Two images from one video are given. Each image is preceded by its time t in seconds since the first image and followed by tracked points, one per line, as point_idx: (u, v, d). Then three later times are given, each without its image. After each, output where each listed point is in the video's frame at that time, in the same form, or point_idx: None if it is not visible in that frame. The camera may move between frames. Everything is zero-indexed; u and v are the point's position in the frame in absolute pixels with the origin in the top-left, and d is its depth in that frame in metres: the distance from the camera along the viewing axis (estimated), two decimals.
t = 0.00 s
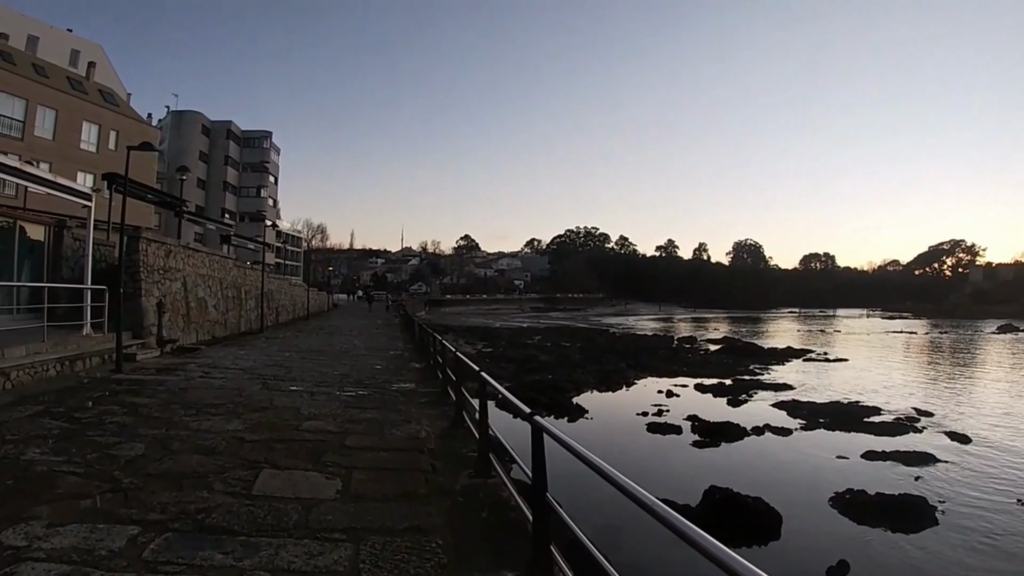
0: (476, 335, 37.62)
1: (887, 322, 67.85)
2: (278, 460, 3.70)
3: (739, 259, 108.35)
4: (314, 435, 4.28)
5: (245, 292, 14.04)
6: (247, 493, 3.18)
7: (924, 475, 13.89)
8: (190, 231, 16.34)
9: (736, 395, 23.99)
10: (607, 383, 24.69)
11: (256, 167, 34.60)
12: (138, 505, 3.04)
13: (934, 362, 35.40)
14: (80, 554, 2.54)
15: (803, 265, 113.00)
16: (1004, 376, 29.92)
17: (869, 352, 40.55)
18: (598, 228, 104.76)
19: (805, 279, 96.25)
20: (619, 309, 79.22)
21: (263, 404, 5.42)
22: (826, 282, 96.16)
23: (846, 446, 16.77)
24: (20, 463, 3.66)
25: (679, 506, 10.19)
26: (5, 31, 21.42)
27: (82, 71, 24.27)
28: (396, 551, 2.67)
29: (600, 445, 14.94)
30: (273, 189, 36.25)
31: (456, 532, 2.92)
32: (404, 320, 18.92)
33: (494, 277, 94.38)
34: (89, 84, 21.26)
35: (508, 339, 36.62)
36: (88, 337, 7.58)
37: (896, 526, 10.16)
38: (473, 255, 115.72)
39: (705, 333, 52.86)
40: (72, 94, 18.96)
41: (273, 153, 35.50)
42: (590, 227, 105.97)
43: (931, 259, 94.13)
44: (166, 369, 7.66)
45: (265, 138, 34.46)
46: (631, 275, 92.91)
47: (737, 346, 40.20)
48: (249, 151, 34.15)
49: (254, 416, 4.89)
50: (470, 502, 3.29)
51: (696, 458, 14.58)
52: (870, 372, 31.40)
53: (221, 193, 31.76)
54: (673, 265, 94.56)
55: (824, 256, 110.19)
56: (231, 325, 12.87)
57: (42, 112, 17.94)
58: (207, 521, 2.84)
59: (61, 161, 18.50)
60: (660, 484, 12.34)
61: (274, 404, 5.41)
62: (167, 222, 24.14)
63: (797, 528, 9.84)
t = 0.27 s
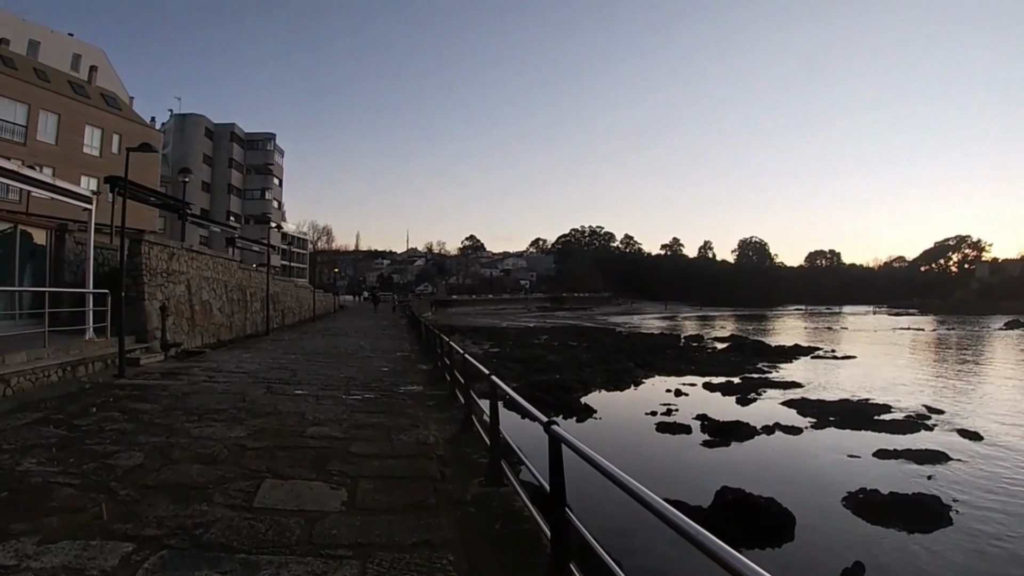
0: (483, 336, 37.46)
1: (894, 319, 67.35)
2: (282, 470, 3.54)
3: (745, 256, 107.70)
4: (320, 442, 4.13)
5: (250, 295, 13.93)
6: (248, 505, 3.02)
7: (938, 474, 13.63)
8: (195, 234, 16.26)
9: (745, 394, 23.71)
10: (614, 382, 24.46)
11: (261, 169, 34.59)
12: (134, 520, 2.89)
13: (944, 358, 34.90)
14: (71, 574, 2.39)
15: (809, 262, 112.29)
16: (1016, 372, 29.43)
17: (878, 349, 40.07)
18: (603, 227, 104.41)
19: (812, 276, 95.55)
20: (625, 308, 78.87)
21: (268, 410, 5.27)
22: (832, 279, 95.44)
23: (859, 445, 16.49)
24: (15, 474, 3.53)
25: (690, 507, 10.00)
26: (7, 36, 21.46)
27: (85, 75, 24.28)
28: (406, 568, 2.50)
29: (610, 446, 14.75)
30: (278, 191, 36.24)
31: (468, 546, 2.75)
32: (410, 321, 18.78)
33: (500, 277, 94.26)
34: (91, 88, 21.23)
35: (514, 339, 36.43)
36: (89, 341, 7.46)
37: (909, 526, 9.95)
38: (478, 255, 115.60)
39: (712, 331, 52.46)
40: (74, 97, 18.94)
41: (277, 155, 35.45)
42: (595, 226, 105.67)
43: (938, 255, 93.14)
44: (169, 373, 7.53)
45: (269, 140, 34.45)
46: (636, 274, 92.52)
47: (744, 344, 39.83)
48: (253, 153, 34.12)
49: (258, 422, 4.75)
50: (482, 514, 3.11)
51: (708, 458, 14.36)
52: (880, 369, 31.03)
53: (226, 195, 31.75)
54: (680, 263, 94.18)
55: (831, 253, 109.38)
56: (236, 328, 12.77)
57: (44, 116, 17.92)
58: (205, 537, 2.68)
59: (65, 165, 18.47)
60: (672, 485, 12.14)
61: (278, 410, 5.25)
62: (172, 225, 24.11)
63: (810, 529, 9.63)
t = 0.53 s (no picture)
0: (487, 336, 37.34)
1: (900, 316, 66.93)
2: (284, 480, 3.40)
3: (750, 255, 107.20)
4: (323, 450, 3.99)
5: (254, 297, 13.82)
6: (248, 520, 2.88)
7: (948, 474, 13.43)
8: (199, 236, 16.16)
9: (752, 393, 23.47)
10: (620, 382, 24.26)
11: (264, 170, 34.53)
12: (128, 536, 2.75)
13: (952, 356, 34.54)
14: None
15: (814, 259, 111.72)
16: None
17: (885, 347, 39.73)
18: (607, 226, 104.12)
19: (817, 274, 95.02)
20: (629, 307, 78.61)
21: (271, 416, 5.14)
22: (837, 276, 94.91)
23: (869, 444, 16.28)
24: (8, 485, 3.41)
25: (699, 508, 9.84)
26: (9, 40, 21.47)
27: (88, 78, 24.27)
28: None
29: (617, 446, 14.57)
30: (281, 193, 36.18)
31: (479, 562, 2.60)
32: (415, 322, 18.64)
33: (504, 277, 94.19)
34: (94, 91, 21.21)
35: (519, 339, 36.26)
36: (91, 345, 7.36)
37: (920, 526, 9.79)
38: (482, 255, 115.50)
39: (716, 330, 52.17)
40: (76, 100, 18.89)
41: (281, 156, 35.40)
42: (599, 226, 105.43)
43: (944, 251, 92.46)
44: (172, 377, 7.42)
45: (273, 142, 34.40)
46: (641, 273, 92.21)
47: (750, 343, 39.55)
48: (256, 154, 34.08)
49: (260, 429, 4.62)
50: (493, 527, 2.96)
51: (717, 458, 14.17)
52: (887, 367, 30.75)
53: (229, 197, 31.70)
54: (684, 262, 93.84)
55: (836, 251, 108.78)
56: (239, 330, 12.65)
57: (46, 119, 17.88)
58: (201, 556, 2.53)
59: (68, 168, 18.42)
60: (681, 486, 11.97)
61: (281, 416, 5.12)
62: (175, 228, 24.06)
63: (821, 531, 9.45)
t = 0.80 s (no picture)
0: (489, 337, 37.16)
1: (902, 315, 66.70)
2: (283, 491, 3.22)
3: (751, 254, 107.08)
4: (324, 457, 3.81)
5: (254, 298, 13.66)
6: (245, 534, 2.70)
7: (957, 474, 13.25)
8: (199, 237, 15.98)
9: (756, 393, 23.29)
10: (623, 383, 24.07)
11: (264, 172, 34.38)
12: (115, 554, 2.56)
13: (955, 355, 34.37)
14: None
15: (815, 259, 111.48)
16: None
17: (887, 346, 39.57)
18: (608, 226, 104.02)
19: (818, 274, 94.90)
20: (630, 307, 78.45)
21: (269, 421, 4.96)
22: (839, 276, 94.68)
23: (876, 444, 16.09)
24: None
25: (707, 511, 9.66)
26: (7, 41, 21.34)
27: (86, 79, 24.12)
28: None
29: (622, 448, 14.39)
30: (281, 194, 36.04)
31: None
32: (416, 323, 18.47)
33: (504, 277, 94.01)
34: (93, 92, 21.06)
35: (520, 340, 36.07)
36: (87, 348, 7.19)
37: (929, 528, 9.62)
38: (483, 256, 115.38)
39: (718, 330, 51.99)
40: (75, 101, 18.74)
41: (281, 158, 35.25)
42: (600, 226, 105.37)
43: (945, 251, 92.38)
44: (169, 381, 7.24)
45: (273, 143, 34.26)
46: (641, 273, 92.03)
47: (752, 343, 39.38)
48: (256, 155, 33.93)
49: (258, 435, 4.44)
50: (504, 541, 2.78)
51: (723, 459, 13.98)
52: (891, 367, 30.56)
53: (229, 198, 31.55)
54: (685, 262, 93.63)
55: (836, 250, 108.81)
56: (239, 332, 12.48)
57: (45, 120, 17.74)
58: None
59: (66, 169, 18.25)
60: (687, 488, 11.78)
61: (281, 421, 4.95)
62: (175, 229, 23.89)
63: (832, 534, 9.27)
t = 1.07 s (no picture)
0: (485, 338, 37.01)
1: (897, 316, 66.94)
2: (278, 504, 3.08)
3: (745, 255, 107.32)
4: (322, 467, 3.67)
5: (248, 300, 13.48)
6: (238, 553, 2.56)
7: (957, 476, 13.20)
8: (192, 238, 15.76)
9: (753, 394, 23.22)
10: (620, 385, 23.96)
11: (259, 172, 34.13)
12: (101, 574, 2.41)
13: (950, 356, 34.46)
14: None
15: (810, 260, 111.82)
16: None
17: (882, 347, 39.68)
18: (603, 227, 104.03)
19: (812, 275, 95.20)
20: (626, 308, 78.44)
21: (264, 427, 4.81)
22: (833, 277, 95.01)
23: (875, 446, 16.03)
24: None
25: (708, 515, 9.54)
26: None
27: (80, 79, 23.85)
28: None
29: (620, 450, 14.27)
30: (276, 195, 35.78)
31: None
32: (412, 325, 18.31)
33: (500, 278, 93.88)
34: (86, 91, 20.81)
35: (516, 341, 35.92)
36: (77, 351, 7.01)
37: (932, 530, 9.53)
38: (478, 257, 115.14)
39: (714, 331, 52.02)
40: (68, 101, 18.49)
41: (276, 158, 35.01)
42: (595, 227, 105.36)
43: (938, 252, 92.83)
44: (161, 385, 7.08)
45: (267, 143, 34.00)
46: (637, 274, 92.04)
47: (748, 344, 39.37)
48: (251, 156, 33.66)
49: (253, 443, 4.29)
50: (511, 556, 2.64)
51: (723, 461, 13.88)
52: (888, 368, 30.57)
53: (223, 199, 31.29)
54: (681, 263, 93.74)
55: (830, 252, 109.24)
56: (233, 334, 12.30)
57: (38, 119, 17.49)
58: None
59: (58, 169, 17.98)
60: (687, 490, 11.66)
61: (276, 427, 4.79)
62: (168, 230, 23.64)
63: (834, 537, 9.17)
